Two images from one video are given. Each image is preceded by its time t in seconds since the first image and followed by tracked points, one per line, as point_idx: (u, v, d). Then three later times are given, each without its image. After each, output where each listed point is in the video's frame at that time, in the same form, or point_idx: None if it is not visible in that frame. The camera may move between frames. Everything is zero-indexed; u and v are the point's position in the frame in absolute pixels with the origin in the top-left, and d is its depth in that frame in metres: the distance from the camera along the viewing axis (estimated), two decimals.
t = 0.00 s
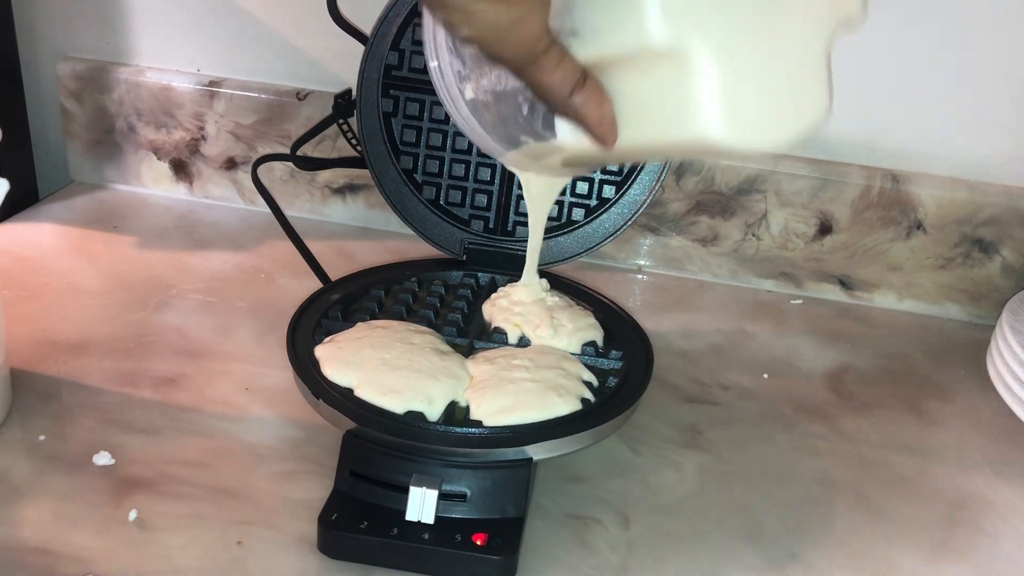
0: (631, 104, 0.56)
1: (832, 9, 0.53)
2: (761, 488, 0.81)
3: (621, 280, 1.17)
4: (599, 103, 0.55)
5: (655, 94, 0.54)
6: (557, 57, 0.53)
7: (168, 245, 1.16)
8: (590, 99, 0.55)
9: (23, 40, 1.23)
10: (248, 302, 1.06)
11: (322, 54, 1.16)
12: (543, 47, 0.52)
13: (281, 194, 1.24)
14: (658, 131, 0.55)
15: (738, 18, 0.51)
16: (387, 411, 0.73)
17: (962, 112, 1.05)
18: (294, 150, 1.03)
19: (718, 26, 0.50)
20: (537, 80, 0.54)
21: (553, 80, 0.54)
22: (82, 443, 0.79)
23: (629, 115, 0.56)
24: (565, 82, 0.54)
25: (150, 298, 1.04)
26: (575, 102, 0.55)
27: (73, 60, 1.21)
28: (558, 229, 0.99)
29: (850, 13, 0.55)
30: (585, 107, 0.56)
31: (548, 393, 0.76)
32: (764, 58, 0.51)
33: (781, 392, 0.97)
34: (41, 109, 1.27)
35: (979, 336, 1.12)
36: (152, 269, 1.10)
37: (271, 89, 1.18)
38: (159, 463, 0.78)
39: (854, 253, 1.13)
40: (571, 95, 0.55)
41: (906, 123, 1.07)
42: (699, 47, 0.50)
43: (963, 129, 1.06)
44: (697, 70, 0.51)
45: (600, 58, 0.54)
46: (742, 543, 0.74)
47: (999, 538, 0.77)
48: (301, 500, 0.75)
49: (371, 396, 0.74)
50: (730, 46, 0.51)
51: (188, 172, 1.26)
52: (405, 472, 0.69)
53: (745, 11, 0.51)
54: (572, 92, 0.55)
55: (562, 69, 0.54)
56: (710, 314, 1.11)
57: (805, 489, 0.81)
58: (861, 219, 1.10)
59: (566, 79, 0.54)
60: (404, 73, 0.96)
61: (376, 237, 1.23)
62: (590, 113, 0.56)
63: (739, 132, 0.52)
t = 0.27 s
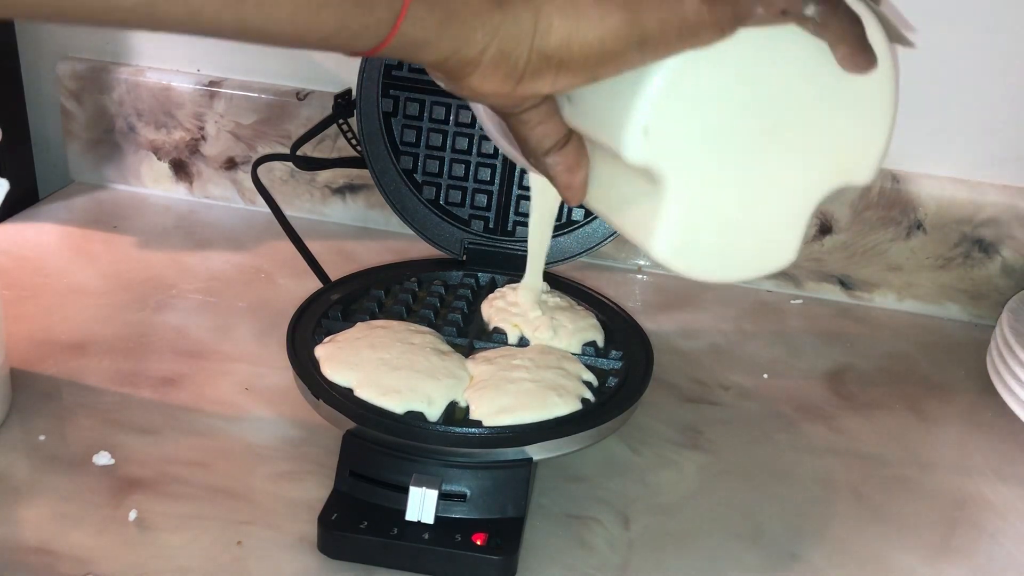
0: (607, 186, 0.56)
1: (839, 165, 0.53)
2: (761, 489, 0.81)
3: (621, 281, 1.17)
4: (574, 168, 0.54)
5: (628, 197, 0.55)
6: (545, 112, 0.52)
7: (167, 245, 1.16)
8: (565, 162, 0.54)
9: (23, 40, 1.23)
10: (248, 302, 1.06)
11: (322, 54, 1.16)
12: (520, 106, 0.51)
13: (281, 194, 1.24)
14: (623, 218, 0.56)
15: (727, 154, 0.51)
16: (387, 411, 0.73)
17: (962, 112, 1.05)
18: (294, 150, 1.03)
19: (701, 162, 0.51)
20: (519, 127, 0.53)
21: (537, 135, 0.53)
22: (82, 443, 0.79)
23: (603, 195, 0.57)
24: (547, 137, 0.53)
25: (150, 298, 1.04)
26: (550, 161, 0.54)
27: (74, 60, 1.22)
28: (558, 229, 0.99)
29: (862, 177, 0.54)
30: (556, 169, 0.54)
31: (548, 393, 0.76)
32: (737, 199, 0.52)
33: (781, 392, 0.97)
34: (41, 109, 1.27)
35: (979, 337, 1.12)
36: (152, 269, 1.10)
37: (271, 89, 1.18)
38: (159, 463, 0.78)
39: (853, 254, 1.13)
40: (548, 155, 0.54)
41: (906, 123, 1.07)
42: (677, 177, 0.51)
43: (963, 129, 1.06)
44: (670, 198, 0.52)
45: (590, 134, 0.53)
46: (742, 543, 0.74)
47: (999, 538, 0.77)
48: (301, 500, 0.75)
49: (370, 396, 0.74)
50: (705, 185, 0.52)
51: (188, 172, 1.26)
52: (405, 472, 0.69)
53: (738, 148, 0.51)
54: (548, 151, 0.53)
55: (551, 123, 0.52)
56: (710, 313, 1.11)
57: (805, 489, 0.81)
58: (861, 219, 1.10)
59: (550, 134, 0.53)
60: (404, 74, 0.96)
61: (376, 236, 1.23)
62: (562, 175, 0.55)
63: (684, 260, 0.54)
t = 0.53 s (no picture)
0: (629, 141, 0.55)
1: (872, 131, 0.51)
2: (761, 489, 0.81)
3: (621, 281, 1.17)
4: (592, 130, 0.55)
5: (649, 153, 0.53)
6: (564, 71, 0.51)
7: (167, 245, 1.16)
8: (584, 122, 0.54)
9: (23, 40, 1.23)
10: (248, 302, 1.06)
11: (321, 54, 1.16)
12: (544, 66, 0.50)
13: (281, 194, 1.24)
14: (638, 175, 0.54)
15: (756, 108, 0.48)
16: (387, 411, 0.73)
17: (962, 112, 1.05)
18: (294, 150, 1.03)
19: (736, 118, 0.48)
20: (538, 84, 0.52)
21: (556, 96, 0.53)
22: (82, 443, 0.79)
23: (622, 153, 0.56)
24: (565, 96, 0.53)
25: (149, 298, 1.04)
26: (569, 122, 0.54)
27: (73, 60, 1.22)
28: (558, 229, 0.99)
29: (896, 141, 0.52)
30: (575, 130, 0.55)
31: (548, 393, 0.76)
32: (763, 161, 0.50)
33: (781, 392, 0.97)
34: (41, 109, 1.27)
35: (979, 337, 1.12)
36: (152, 269, 1.10)
37: (271, 89, 1.18)
38: (159, 463, 0.78)
39: (853, 254, 1.13)
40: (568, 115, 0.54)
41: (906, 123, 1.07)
42: (705, 137, 0.48)
43: (963, 129, 1.06)
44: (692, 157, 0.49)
45: (609, 92, 0.52)
46: (742, 543, 0.74)
47: (999, 538, 0.77)
48: (301, 500, 0.75)
49: (371, 396, 0.74)
50: (736, 142, 0.49)
51: (187, 172, 1.26)
52: (405, 472, 0.69)
53: (767, 114, 0.49)
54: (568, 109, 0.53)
55: (570, 83, 0.52)
56: (710, 313, 1.11)
57: (805, 489, 0.81)
58: (861, 219, 1.10)
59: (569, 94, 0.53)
60: (404, 73, 0.96)
61: (375, 237, 1.23)
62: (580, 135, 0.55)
63: (709, 224, 0.51)
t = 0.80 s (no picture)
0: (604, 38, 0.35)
1: None
2: (762, 489, 0.81)
3: (621, 280, 1.17)
4: (565, 40, 0.37)
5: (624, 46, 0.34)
6: None
7: (167, 245, 1.16)
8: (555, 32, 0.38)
9: (23, 40, 1.23)
10: (248, 302, 1.06)
11: (321, 53, 1.16)
12: None
13: (281, 194, 1.24)
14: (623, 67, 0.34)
15: None
16: (387, 411, 0.73)
17: (963, 112, 1.05)
18: (294, 150, 1.03)
19: (706, 21, 0.32)
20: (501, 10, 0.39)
21: (519, 6, 0.38)
22: (82, 443, 0.79)
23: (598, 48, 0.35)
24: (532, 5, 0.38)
25: (150, 298, 1.04)
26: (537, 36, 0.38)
27: (74, 60, 1.22)
28: (558, 229, 0.99)
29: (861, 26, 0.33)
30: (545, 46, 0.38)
31: (548, 393, 0.76)
32: (749, 65, 0.33)
33: (781, 392, 0.97)
34: (41, 109, 1.27)
35: (979, 336, 1.12)
36: (152, 269, 1.10)
37: (271, 89, 1.18)
38: (159, 463, 0.78)
39: (853, 254, 1.13)
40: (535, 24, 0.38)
41: (907, 123, 1.07)
42: (678, 35, 0.32)
43: (964, 129, 1.06)
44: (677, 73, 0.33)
45: None
46: (742, 543, 0.74)
47: (999, 538, 0.77)
48: (301, 500, 0.75)
49: (371, 396, 0.74)
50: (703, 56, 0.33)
51: (187, 172, 1.26)
52: (405, 473, 0.69)
53: None
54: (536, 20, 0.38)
55: None
56: (710, 313, 1.11)
57: (805, 489, 0.81)
58: (861, 219, 1.10)
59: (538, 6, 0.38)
60: (404, 74, 0.96)
61: (375, 237, 1.23)
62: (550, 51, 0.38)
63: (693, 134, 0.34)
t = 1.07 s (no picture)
0: (519, 66, 0.54)
1: None
2: (762, 488, 0.81)
3: (621, 281, 1.17)
4: (483, 64, 0.53)
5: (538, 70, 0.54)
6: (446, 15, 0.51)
7: (167, 245, 1.16)
8: (474, 58, 0.52)
9: (23, 40, 1.23)
10: (248, 302, 1.06)
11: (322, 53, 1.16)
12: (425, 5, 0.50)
13: (281, 194, 1.24)
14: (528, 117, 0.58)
15: None
16: (388, 411, 0.73)
17: (963, 113, 1.05)
18: (294, 150, 1.03)
19: None
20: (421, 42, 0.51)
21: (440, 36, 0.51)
22: (82, 443, 0.79)
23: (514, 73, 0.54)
24: (452, 38, 0.51)
25: (150, 298, 1.04)
26: (460, 62, 0.52)
27: (74, 60, 1.22)
28: (558, 228, 0.99)
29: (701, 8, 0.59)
30: (468, 69, 0.53)
31: (548, 393, 0.76)
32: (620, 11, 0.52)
33: (781, 392, 0.97)
34: (41, 109, 1.27)
35: (979, 336, 1.12)
36: (152, 269, 1.10)
37: (271, 89, 1.18)
38: (159, 463, 0.78)
39: (853, 254, 1.13)
40: (457, 54, 0.52)
41: (908, 123, 1.07)
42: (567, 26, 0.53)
43: (964, 129, 1.06)
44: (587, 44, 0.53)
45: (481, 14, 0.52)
46: (742, 543, 0.74)
47: (999, 538, 0.77)
48: (301, 500, 0.75)
49: (371, 397, 0.74)
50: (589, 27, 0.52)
51: (187, 172, 1.26)
52: (405, 473, 0.69)
53: None
54: (457, 51, 0.52)
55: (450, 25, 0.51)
56: (710, 313, 1.11)
57: (805, 489, 0.81)
58: (861, 219, 1.10)
59: (453, 34, 0.51)
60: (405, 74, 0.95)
61: (375, 237, 1.23)
62: (475, 74, 0.53)
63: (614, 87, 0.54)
